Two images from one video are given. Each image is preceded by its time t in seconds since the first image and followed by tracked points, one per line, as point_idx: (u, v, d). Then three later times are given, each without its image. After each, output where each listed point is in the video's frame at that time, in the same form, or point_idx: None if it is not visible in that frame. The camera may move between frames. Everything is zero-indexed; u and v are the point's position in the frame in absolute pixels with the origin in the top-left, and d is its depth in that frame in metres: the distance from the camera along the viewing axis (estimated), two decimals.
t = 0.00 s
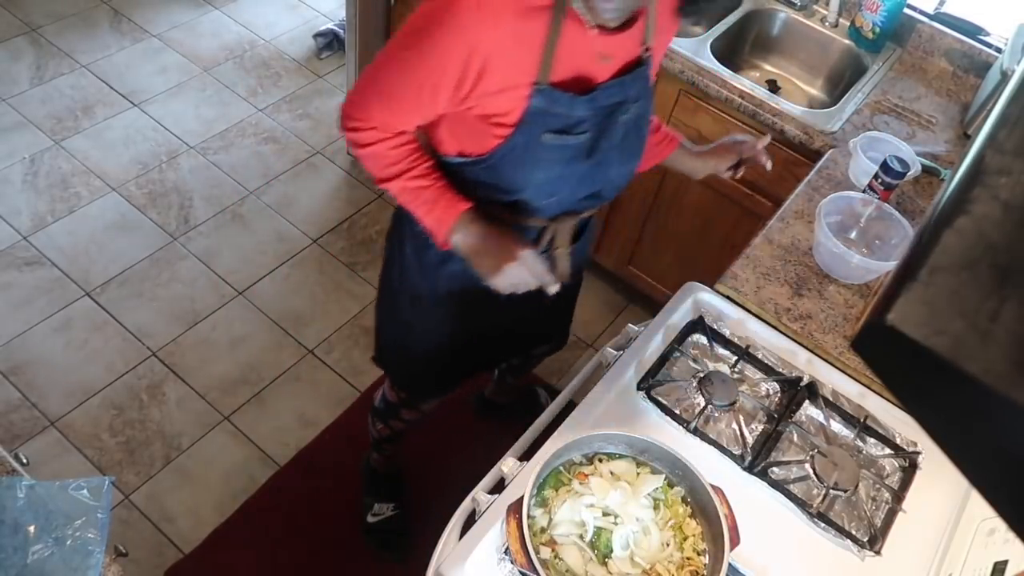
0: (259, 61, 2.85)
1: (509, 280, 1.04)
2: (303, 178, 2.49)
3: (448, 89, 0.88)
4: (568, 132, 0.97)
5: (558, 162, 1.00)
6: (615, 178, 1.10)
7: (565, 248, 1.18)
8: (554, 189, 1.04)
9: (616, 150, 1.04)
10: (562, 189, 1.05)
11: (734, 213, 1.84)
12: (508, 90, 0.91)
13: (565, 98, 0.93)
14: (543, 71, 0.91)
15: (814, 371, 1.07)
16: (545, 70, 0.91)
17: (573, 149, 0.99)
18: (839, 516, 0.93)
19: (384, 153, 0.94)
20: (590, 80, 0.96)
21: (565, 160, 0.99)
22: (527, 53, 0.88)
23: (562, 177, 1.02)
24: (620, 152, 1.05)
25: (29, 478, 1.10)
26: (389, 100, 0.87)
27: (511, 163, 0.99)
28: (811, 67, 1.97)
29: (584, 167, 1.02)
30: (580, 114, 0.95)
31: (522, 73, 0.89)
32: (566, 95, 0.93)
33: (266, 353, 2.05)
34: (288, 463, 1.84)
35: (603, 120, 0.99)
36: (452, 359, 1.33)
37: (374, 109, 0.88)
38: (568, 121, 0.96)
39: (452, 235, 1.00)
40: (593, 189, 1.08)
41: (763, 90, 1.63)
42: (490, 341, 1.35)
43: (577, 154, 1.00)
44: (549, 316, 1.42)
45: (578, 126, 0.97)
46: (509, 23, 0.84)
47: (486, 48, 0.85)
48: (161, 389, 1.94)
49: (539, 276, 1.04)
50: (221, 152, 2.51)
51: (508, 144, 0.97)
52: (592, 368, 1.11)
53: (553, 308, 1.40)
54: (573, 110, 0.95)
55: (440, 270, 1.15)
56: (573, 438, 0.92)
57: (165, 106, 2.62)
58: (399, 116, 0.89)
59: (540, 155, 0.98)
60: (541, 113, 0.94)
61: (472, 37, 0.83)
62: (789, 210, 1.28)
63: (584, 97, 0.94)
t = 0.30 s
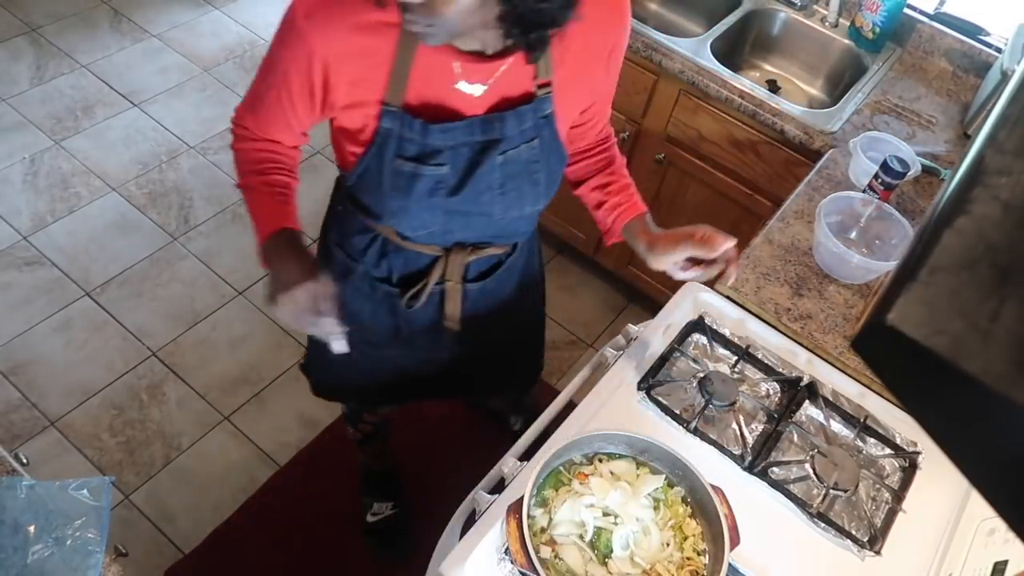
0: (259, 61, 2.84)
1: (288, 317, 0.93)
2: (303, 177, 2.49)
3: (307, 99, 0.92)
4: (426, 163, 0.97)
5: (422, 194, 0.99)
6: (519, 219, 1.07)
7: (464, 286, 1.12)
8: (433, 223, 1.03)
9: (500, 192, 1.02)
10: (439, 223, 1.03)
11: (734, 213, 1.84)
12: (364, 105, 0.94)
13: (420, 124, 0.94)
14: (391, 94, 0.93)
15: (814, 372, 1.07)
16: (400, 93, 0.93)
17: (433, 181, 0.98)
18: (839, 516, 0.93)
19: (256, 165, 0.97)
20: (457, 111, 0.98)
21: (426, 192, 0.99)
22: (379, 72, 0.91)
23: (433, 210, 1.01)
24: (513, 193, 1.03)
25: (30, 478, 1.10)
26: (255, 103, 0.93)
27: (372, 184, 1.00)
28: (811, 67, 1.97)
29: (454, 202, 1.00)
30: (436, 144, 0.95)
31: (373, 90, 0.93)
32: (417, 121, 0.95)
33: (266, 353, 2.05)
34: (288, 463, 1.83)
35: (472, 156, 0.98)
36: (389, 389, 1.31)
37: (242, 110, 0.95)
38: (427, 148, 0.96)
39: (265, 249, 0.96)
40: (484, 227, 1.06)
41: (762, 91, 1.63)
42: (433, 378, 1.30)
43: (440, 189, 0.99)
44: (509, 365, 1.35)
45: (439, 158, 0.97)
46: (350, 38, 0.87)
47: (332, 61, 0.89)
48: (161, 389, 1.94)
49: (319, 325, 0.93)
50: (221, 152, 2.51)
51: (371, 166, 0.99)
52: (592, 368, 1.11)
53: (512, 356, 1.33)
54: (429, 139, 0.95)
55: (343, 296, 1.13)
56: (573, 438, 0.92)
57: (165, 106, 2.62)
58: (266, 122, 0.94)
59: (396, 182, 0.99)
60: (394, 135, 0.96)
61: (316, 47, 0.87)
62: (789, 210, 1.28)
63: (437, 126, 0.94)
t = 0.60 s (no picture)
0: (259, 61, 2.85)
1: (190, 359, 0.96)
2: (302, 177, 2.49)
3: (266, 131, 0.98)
4: (367, 197, 0.97)
5: (367, 229, 0.99)
6: (480, 255, 1.05)
7: (426, 310, 1.10)
8: (386, 254, 1.03)
9: (447, 229, 1.00)
10: (391, 255, 1.03)
11: (734, 213, 1.84)
12: (312, 134, 0.98)
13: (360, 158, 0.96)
14: (332, 123, 0.95)
15: (814, 371, 1.07)
16: (342, 124, 0.96)
17: (375, 216, 0.98)
18: (839, 516, 0.94)
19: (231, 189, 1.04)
20: (404, 144, 0.99)
21: (369, 226, 0.99)
22: (320, 102, 0.95)
23: (380, 243, 1.01)
24: (464, 232, 1.01)
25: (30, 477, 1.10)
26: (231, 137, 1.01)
27: (326, 214, 1.02)
28: (811, 67, 1.97)
29: (399, 238, 1.00)
30: (375, 179, 0.96)
31: (318, 121, 0.96)
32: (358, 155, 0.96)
33: (266, 354, 2.05)
34: (288, 464, 1.84)
35: (415, 191, 0.97)
36: (360, 401, 1.33)
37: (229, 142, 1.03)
38: (368, 181, 0.96)
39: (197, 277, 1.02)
40: (439, 262, 1.05)
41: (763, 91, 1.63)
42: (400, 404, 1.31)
43: (383, 224, 0.99)
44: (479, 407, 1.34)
45: (380, 194, 0.97)
46: (284, 70, 0.91)
47: (273, 91, 0.93)
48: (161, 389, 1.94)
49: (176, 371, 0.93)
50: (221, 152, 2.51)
51: (322, 194, 1.01)
52: (592, 368, 1.11)
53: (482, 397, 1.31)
54: (369, 172, 0.96)
55: (318, 300, 1.16)
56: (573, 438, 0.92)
57: (165, 106, 2.62)
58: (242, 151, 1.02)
59: (343, 214, 1.00)
60: (337, 165, 0.97)
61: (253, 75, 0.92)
62: (789, 210, 1.28)
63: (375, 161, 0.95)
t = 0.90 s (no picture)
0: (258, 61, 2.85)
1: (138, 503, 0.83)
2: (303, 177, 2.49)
3: (255, 182, 0.87)
4: (363, 245, 0.90)
5: (355, 279, 0.92)
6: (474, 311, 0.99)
7: (413, 369, 1.02)
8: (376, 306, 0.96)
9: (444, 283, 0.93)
10: (382, 307, 0.96)
11: (734, 213, 1.84)
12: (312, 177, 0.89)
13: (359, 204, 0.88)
14: (335, 163, 0.88)
15: (814, 371, 1.07)
16: (345, 167, 0.88)
17: (367, 265, 0.91)
18: (839, 516, 0.94)
19: (189, 290, 0.89)
20: (408, 192, 0.91)
21: (360, 275, 0.91)
22: (324, 142, 0.87)
23: (372, 295, 0.94)
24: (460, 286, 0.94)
25: (30, 478, 1.10)
26: (208, 203, 0.88)
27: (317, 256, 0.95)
28: (811, 67, 1.97)
29: (391, 290, 0.93)
30: (372, 228, 0.89)
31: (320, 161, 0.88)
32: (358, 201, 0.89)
33: (266, 354, 2.05)
34: (288, 464, 1.84)
35: (414, 242, 0.91)
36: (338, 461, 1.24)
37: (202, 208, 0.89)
38: (364, 228, 0.89)
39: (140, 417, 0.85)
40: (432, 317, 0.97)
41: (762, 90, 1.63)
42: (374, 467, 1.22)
43: (373, 275, 0.91)
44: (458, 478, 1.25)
45: (376, 242, 0.89)
46: (294, 101, 0.84)
47: (277, 127, 0.85)
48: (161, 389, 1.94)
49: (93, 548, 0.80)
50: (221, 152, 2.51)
51: (316, 235, 0.94)
52: (592, 368, 1.11)
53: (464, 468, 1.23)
54: (366, 220, 0.88)
55: (301, 349, 1.08)
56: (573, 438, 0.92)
57: (165, 106, 2.62)
58: (215, 233, 0.87)
59: (332, 261, 0.92)
60: (336, 209, 0.90)
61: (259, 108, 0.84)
62: (789, 210, 1.28)
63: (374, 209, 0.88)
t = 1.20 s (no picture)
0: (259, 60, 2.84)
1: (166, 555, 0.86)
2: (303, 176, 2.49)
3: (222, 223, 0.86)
4: (320, 282, 0.87)
5: (314, 318, 0.90)
6: (443, 355, 0.95)
7: (379, 404, 0.99)
8: (337, 343, 0.93)
9: (406, 322, 0.90)
10: (345, 345, 0.93)
11: (734, 213, 1.84)
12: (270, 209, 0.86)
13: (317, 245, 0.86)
14: (296, 194, 0.85)
15: (814, 372, 1.07)
16: (306, 196, 0.85)
17: (325, 303, 0.88)
18: (839, 516, 0.94)
19: (180, 327, 0.90)
20: (369, 229, 0.88)
21: (318, 312, 0.89)
22: (282, 175, 0.84)
23: (331, 333, 0.91)
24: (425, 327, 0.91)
25: (33, 479, 1.09)
26: (185, 244, 0.87)
27: (277, 293, 0.92)
28: (811, 67, 1.97)
29: (350, 328, 0.90)
30: (329, 267, 0.86)
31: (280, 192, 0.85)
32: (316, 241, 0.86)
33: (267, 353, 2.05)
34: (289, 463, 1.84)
35: (374, 278, 0.87)
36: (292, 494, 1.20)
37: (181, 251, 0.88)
38: (321, 264, 0.86)
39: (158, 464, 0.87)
40: (396, 355, 0.94)
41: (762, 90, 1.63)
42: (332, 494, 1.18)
43: (332, 312, 0.89)
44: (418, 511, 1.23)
45: (334, 281, 0.87)
46: (249, 132, 0.80)
47: (234, 159, 0.82)
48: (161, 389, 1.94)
49: None
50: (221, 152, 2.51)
51: (276, 267, 0.90)
52: (592, 368, 1.11)
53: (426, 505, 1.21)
54: (323, 257, 0.85)
55: (264, 374, 1.06)
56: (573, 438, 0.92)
57: (165, 106, 2.62)
58: (193, 267, 0.87)
59: (290, 298, 0.90)
60: (294, 242, 0.86)
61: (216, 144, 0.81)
62: (789, 210, 1.28)
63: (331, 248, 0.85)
